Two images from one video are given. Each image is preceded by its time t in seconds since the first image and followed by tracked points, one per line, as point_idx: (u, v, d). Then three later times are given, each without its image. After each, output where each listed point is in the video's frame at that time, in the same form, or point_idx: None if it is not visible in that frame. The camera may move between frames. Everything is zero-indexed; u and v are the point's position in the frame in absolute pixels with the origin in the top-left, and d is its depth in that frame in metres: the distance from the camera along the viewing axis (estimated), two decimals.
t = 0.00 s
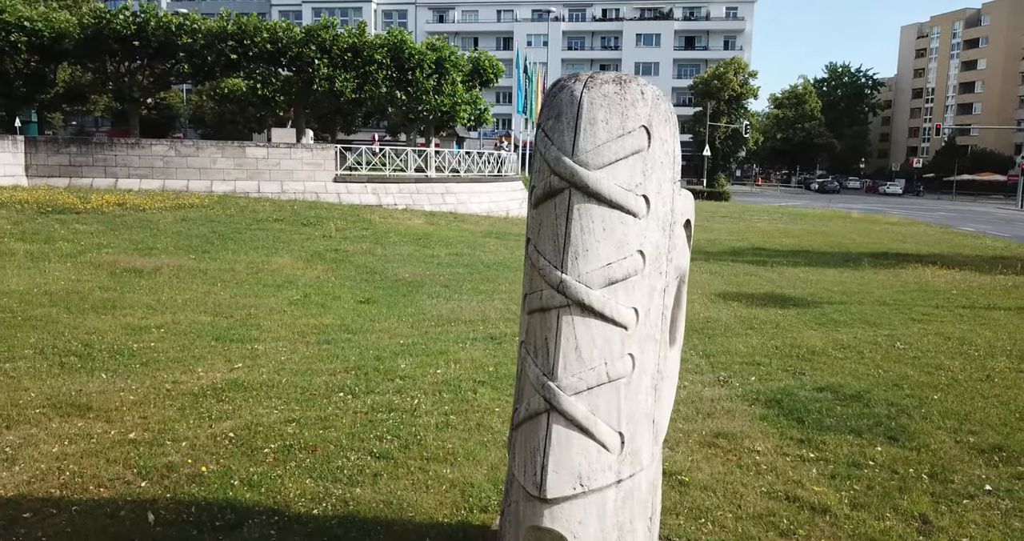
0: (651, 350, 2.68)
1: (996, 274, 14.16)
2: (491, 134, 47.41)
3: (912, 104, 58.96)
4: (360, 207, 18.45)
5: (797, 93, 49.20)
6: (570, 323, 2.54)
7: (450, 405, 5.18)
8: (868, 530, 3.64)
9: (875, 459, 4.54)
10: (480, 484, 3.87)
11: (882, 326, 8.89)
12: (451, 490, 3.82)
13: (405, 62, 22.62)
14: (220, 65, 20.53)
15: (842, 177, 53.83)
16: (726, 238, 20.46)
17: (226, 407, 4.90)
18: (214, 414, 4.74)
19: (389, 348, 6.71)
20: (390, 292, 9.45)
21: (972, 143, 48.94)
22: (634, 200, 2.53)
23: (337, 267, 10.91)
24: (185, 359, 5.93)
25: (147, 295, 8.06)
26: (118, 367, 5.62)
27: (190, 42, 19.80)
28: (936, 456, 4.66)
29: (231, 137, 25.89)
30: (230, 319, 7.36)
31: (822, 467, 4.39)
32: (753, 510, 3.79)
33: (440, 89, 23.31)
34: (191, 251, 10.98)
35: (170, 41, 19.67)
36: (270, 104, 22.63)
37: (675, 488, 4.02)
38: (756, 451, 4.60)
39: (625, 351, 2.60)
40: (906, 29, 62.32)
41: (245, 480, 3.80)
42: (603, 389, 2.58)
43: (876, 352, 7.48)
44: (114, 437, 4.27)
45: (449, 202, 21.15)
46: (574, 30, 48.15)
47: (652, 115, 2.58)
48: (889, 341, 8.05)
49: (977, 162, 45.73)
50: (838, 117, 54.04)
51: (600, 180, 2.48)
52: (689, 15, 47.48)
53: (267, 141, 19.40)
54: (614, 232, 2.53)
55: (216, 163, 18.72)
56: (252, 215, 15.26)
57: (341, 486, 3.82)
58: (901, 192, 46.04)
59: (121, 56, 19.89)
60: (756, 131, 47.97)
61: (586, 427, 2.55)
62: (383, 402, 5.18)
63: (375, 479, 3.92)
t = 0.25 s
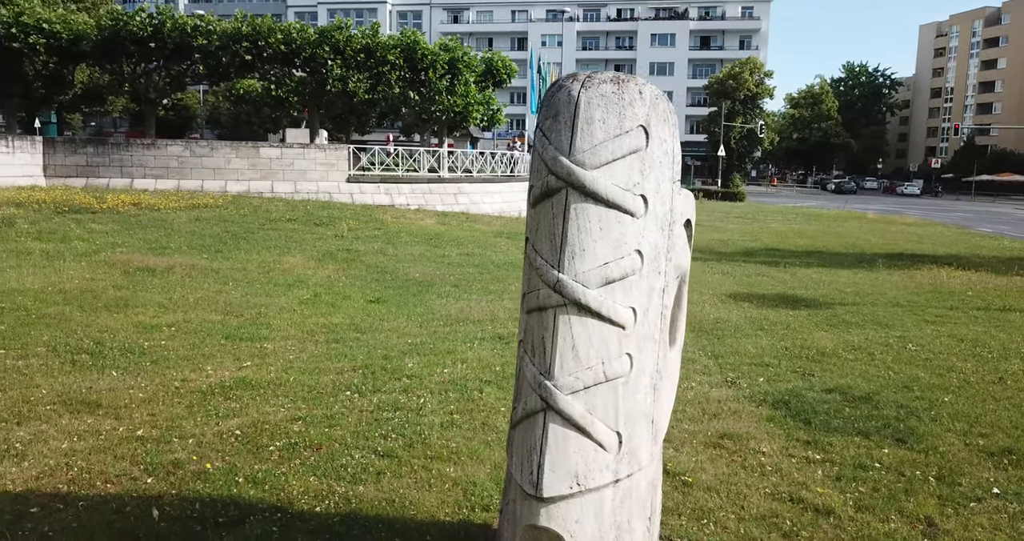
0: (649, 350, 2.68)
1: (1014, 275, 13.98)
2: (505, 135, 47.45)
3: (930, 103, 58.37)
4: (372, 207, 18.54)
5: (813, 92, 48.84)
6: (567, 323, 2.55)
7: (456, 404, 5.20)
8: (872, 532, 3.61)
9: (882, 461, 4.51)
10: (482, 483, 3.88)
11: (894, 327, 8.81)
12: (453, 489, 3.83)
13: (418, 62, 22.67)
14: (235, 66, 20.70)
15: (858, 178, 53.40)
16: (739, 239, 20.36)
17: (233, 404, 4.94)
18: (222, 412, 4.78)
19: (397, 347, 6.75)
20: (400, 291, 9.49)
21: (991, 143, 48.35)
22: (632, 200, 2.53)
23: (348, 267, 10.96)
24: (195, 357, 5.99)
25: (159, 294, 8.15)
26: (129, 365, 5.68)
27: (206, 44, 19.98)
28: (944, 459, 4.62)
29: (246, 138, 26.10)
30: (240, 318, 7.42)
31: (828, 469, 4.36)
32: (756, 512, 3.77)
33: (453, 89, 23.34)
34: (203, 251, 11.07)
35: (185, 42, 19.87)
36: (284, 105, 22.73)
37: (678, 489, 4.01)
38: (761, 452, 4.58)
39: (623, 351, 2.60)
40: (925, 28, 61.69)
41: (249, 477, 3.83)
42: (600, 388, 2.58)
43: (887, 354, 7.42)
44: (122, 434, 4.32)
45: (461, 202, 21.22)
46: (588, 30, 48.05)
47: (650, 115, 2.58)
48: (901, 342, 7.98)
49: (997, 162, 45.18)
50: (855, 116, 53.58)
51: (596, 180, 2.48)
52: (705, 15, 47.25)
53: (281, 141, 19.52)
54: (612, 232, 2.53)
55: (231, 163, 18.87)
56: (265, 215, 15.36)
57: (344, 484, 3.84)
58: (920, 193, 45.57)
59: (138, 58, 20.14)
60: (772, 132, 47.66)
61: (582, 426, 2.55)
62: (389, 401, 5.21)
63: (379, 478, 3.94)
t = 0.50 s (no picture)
0: (646, 349, 2.68)
1: None
2: (519, 135, 47.45)
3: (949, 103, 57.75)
4: (385, 207, 18.62)
5: (829, 92, 48.42)
6: (562, 322, 2.55)
7: (460, 403, 5.21)
8: (875, 534, 3.59)
9: (888, 463, 4.47)
10: (484, 482, 3.89)
11: (906, 329, 8.74)
12: (455, 488, 3.84)
13: (431, 63, 22.56)
14: (249, 67, 20.86)
15: (875, 178, 52.94)
16: (752, 239, 20.24)
17: (240, 403, 4.97)
18: (228, 410, 4.82)
19: (405, 346, 6.77)
20: (410, 290, 9.52)
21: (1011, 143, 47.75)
22: (629, 198, 2.53)
23: (359, 267, 11.00)
24: (204, 355, 6.03)
25: (171, 293, 8.22)
26: (138, 362, 5.74)
27: (220, 45, 20.14)
28: (952, 461, 4.57)
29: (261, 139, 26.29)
30: (250, 317, 7.47)
31: (833, 471, 4.33)
32: (758, 513, 3.75)
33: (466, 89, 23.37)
34: (216, 251, 11.15)
35: (200, 43, 20.02)
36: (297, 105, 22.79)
37: (680, 490, 3.99)
38: (766, 453, 4.55)
39: (620, 351, 2.60)
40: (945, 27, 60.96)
41: (253, 475, 3.86)
42: (596, 387, 2.58)
43: (898, 355, 7.35)
44: (128, 431, 4.36)
45: (473, 202, 21.27)
46: (602, 30, 47.92)
47: (648, 114, 2.57)
48: (913, 344, 7.91)
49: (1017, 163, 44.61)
50: (872, 116, 53.08)
51: (592, 179, 2.48)
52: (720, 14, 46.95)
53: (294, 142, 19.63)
54: (608, 231, 2.53)
55: (245, 163, 19.00)
56: (278, 215, 15.44)
57: (347, 483, 3.86)
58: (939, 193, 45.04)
59: (153, 59, 20.38)
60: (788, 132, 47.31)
61: (579, 425, 2.55)
62: (394, 400, 5.23)
63: (381, 476, 3.96)
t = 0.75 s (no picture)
0: (643, 349, 2.67)
1: None
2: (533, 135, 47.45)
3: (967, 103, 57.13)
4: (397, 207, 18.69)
5: (846, 91, 48.00)
6: (557, 321, 2.55)
7: (465, 403, 5.22)
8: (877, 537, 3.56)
9: (894, 465, 4.43)
10: (485, 482, 3.90)
11: (919, 331, 8.65)
12: (456, 487, 3.85)
13: (444, 63, 22.75)
14: (262, 67, 21.00)
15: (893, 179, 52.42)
16: (766, 240, 20.11)
17: (246, 401, 5.01)
18: (234, 408, 4.86)
19: (412, 346, 6.79)
20: (419, 290, 9.55)
21: None
22: (624, 198, 2.53)
23: (369, 267, 11.04)
24: (212, 354, 6.08)
25: (182, 292, 8.29)
26: (148, 360, 5.80)
27: (235, 46, 20.29)
28: (959, 464, 4.52)
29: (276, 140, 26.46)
30: (259, 316, 7.52)
31: (838, 473, 4.30)
32: (760, 515, 3.73)
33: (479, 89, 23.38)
34: (228, 250, 11.23)
35: (214, 44, 20.18)
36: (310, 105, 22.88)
37: (682, 491, 3.98)
38: (770, 455, 4.53)
39: (616, 350, 2.60)
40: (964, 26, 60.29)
41: (256, 473, 3.89)
42: (592, 387, 2.58)
43: (909, 357, 7.28)
44: (135, 428, 4.40)
45: (485, 202, 21.31)
46: (617, 30, 47.78)
47: (644, 114, 2.57)
48: (925, 346, 7.83)
49: None
50: (890, 116, 52.57)
51: (587, 178, 2.48)
52: (736, 13, 46.68)
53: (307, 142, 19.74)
54: (603, 230, 2.53)
55: (258, 163, 19.13)
56: (290, 215, 15.53)
57: (349, 481, 3.88)
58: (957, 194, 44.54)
59: (169, 60, 20.58)
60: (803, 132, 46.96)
61: (574, 425, 2.55)
62: (399, 399, 5.24)
63: (383, 474, 3.97)
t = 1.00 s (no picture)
0: (638, 349, 2.67)
1: None
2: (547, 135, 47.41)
3: (986, 103, 56.44)
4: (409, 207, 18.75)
5: (863, 91, 47.55)
6: (551, 321, 2.55)
7: (469, 402, 5.23)
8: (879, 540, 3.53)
9: (900, 468, 4.39)
10: (486, 481, 3.90)
11: (931, 332, 8.55)
12: (457, 486, 3.85)
13: (456, 63, 22.83)
14: (276, 68, 21.11)
15: (910, 179, 51.91)
16: (780, 241, 19.96)
17: (251, 399, 5.04)
18: (239, 406, 4.89)
19: (418, 345, 6.80)
20: (428, 290, 9.57)
21: None
22: (619, 198, 2.52)
23: (379, 266, 11.07)
24: (219, 352, 6.13)
25: (192, 291, 8.35)
26: (156, 358, 5.86)
27: (249, 47, 20.42)
28: (967, 467, 4.47)
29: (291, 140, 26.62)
30: (268, 315, 7.57)
31: (843, 475, 4.26)
32: (762, 517, 3.71)
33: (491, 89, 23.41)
34: (240, 250, 11.30)
35: (229, 46, 20.32)
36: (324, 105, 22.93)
37: (683, 492, 3.96)
38: (774, 456, 4.50)
39: (610, 350, 2.60)
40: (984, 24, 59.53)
41: (258, 471, 3.92)
42: (586, 387, 2.58)
43: (920, 359, 7.20)
44: (141, 426, 4.45)
45: (497, 203, 21.34)
46: (631, 30, 47.60)
47: (640, 113, 2.56)
48: (937, 348, 7.74)
49: None
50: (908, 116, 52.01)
51: (581, 178, 2.48)
52: (752, 13, 46.38)
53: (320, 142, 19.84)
54: (598, 230, 2.52)
55: (271, 163, 19.24)
56: (302, 215, 15.61)
57: (350, 480, 3.89)
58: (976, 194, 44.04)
59: (184, 61, 20.78)
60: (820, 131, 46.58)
61: (568, 425, 2.55)
62: (403, 399, 5.25)
63: (384, 473, 3.98)
